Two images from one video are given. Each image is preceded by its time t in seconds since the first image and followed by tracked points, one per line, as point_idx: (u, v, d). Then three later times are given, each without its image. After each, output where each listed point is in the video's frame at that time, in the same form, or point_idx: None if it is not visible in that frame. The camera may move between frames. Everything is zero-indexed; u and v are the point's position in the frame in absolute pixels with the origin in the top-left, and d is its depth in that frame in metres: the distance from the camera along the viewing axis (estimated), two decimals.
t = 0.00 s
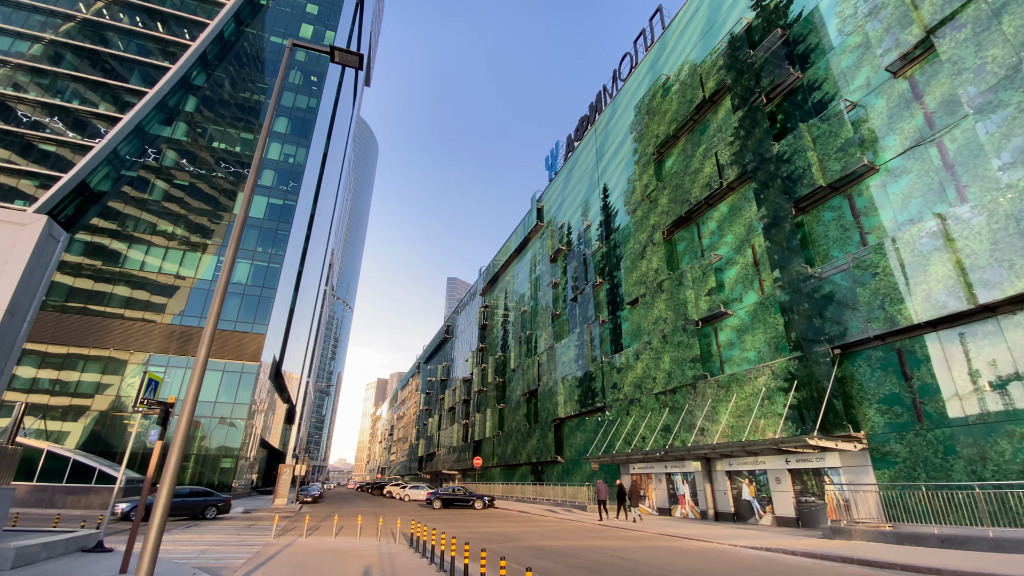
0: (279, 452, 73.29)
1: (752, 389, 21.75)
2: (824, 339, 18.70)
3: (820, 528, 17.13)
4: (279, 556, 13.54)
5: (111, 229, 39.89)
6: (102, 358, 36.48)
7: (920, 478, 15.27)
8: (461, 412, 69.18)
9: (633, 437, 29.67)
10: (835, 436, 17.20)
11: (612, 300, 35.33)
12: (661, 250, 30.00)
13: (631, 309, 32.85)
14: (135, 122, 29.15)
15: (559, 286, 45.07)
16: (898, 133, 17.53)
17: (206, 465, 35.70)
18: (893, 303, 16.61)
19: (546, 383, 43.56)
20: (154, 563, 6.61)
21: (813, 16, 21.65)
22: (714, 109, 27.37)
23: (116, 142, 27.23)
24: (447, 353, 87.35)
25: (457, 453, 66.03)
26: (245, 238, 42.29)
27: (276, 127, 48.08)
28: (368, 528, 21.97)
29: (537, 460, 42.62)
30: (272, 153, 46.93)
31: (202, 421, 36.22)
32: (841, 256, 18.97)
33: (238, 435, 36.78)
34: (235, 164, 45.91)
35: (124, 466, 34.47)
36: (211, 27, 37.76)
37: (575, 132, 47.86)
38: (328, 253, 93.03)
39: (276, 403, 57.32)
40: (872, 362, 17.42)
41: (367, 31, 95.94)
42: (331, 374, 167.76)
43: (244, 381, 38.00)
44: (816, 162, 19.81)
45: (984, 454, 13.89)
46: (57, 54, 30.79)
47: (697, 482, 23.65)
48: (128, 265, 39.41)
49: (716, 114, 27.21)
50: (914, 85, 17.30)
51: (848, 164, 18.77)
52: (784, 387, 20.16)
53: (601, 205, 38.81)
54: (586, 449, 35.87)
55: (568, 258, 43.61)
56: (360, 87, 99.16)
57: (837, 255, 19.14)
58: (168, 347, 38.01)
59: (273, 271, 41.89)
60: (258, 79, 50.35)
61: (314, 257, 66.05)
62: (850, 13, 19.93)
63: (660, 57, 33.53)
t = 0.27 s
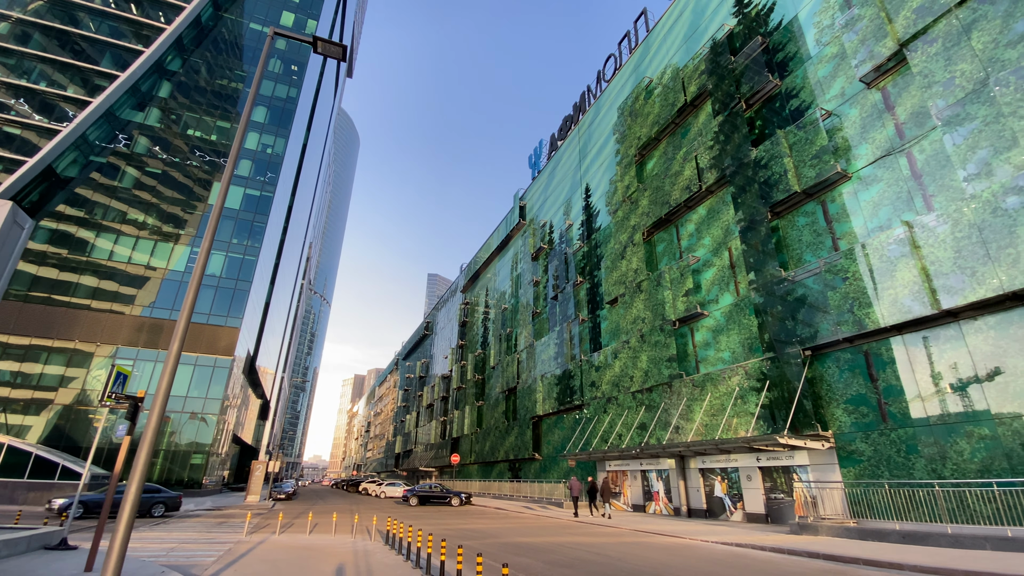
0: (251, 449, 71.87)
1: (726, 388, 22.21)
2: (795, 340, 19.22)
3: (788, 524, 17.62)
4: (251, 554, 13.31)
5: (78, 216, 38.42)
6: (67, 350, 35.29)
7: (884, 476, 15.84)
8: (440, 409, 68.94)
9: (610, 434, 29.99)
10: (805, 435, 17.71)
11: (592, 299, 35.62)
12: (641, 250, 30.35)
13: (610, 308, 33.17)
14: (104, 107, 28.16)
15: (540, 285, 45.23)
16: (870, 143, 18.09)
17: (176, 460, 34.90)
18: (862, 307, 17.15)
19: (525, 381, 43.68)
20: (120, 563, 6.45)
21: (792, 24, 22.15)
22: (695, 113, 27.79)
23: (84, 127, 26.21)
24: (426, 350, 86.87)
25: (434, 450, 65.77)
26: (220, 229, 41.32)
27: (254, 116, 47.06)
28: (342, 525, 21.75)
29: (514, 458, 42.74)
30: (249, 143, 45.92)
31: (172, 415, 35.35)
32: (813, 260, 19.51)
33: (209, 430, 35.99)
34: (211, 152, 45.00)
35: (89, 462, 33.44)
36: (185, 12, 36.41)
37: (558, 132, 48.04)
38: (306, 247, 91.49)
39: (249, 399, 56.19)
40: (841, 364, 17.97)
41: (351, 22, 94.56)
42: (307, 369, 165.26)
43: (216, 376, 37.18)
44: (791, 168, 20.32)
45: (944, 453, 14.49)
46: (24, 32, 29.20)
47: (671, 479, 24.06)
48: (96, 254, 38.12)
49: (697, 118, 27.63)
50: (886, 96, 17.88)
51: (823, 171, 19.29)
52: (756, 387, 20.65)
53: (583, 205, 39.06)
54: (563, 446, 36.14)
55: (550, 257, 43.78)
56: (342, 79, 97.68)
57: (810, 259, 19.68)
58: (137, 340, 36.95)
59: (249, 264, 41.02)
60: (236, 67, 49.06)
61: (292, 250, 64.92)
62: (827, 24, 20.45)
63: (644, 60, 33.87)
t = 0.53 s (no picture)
0: (223, 445, 70.35)
1: (700, 387, 22.64)
2: (768, 341, 19.70)
3: (757, 520, 18.10)
4: (221, 552, 13.06)
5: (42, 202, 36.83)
6: (29, 342, 34.10)
7: (849, 474, 16.38)
8: (417, 405, 68.60)
9: (587, 432, 30.26)
10: (775, 434, 18.20)
11: (572, 298, 35.90)
12: (621, 251, 30.67)
13: (590, 307, 33.45)
14: (73, 89, 27.15)
15: (521, 283, 45.34)
16: (843, 151, 18.62)
17: (143, 457, 34.01)
18: (832, 310, 17.67)
19: (505, 379, 43.73)
20: (84, 562, 6.29)
21: (772, 33, 22.62)
22: (677, 116, 28.17)
23: (50, 111, 25.16)
24: (405, 347, 86.25)
25: (411, 447, 65.42)
26: (194, 219, 40.28)
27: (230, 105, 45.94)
28: (316, 522, 21.53)
29: (492, 455, 42.82)
30: (225, 132, 44.84)
31: (140, 410, 34.40)
32: (787, 263, 20.01)
33: (179, 426, 35.12)
34: (185, 139, 43.90)
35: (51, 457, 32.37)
36: None
37: (542, 130, 48.16)
38: (284, 240, 89.84)
39: (221, 394, 54.98)
40: (810, 365, 18.50)
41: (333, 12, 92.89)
42: (282, 364, 162.44)
43: (187, 370, 36.30)
44: (768, 174, 20.80)
45: (906, 453, 15.05)
46: None
47: (646, 476, 24.44)
48: (61, 243, 36.79)
49: (678, 121, 28.04)
50: (859, 106, 18.44)
51: (797, 177, 19.81)
52: (730, 387, 21.10)
53: (565, 204, 39.28)
54: (540, 444, 36.37)
55: (531, 255, 43.90)
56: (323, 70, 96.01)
57: (784, 262, 20.18)
58: (104, 332, 35.85)
59: (224, 256, 40.10)
60: (213, 53, 47.79)
61: (269, 242, 63.68)
62: (805, 33, 20.95)
63: (627, 62, 34.15)
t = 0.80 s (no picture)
0: (193, 441, 68.68)
1: (675, 386, 23.03)
2: (741, 342, 20.13)
3: (728, 516, 18.52)
4: (189, 550, 12.77)
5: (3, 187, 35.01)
6: None
7: (815, 471, 16.87)
8: (395, 402, 68.08)
9: (564, 430, 30.47)
10: (746, 432, 18.63)
11: (552, 296, 36.07)
12: (601, 251, 30.93)
13: (569, 306, 33.66)
14: (40, 70, 26.00)
15: (501, 280, 45.34)
16: (817, 158, 19.13)
17: (108, 453, 33.01)
18: (803, 312, 18.16)
19: (483, 376, 43.67)
20: (43, 561, 6.09)
21: (752, 40, 23.07)
22: (658, 119, 28.53)
23: (16, 92, 23.92)
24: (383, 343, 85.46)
25: (388, 444, 64.91)
26: (166, 209, 39.18)
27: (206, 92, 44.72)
28: (289, 519, 21.17)
29: (469, 452, 42.79)
30: (200, 120, 43.67)
31: (105, 405, 33.36)
32: (761, 266, 20.48)
33: (147, 421, 34.12)
34: (157, 126, 42.73)
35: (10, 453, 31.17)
36: None
37: (525, 129, 48.19)
38: (260, 232, 87.95)
39: (192, 389, 53.62)
40: (781, 366, 18.98)
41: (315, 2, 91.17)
42: (256, 359, 159.24)
43: (156, 364, 35.29)
44: (745, 178, 21.24)
45: (870, 451, 15.57)
46: None
47: (621, 474, 24.76)
48: (24, 230, 35.37)
49: (659, 124, 28.39)
50: (833, 115, 18.97)
51: (773, 182, 20.27)
52: (704, 386, 21.50)
53: (546, 203, 39.41)
54: (517, 441, 36.51)
55: (512, 253, 43.95)
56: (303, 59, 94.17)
57: (758, 265, 20.66)
58: (68, 324, 34.69)
59: (197, 247, 39.10)
60: (189, 37, 46.40)
61: (244, 234, 62.28)
62: (784, 42, 21.42)
63: (611, 63, 34.40)
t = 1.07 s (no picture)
0: (161, 437, 66.88)
1: (651, 385, 23.37)
2: (715, 343, 20.53)
3: (699, 513, 18.92)
4: (154, 548, 12.40)
5: None
6: None
7: (784, 469, 17.35)
8: (372, 399, 67.43)
9: (542, 428, 30.64)
10: (718, 431, 19.03)
11: (532, 295, 36.19)
12: (581, 250, 31.15)
13: (549, 305, 33.81)
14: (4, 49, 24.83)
15: (482, 278, 45.28)
16: (791, 164, 19.62)
17: (71, 449, 31.95)
18: (775, 314, 18.62)
19: (462, 373, 43.53)
20: None
21: (732, 46, 23.50)
22: (640, 121, 28.86)
23: None
24: (361, 339, 84.49)
25: (364, 441, 64.27)
26: (136, 197, 37.97)
27: (180, 78, 43.39)
28: (261, 517, 20.82)
29: (446, 450, 42.68)
30: (174, 106, 42.40)
31: (68, 399, 32.24)
32: (736, 269, 20.93)
33: (113, 417, 33.08)
34: (128, 111, 40.43)
35: None
36: None
37: (508, 126, 48.16)
38: (235, 224, 85.94)
39: (161, 383, 52.17)
40: (753, 366, 19.43)
41: None
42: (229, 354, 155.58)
43: (123, 357, 34.19)
44: (722, 182, 21.65)
45: (836, 450, 16.08)
46: None
47: (596, 471, 25.03)
48: None
49: (640, 126, 28.71)
50: (808, 123, 19.48)
51: (749, 187, 20.70)
52: (679, 385, 21.88)
53: (528, 201, 39.49)
54: (495, 439, 36.56)
55: (493, 251, 43.92)
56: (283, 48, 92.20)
57: (733, 267, 21.10)
58: (30, 314, 33.51)
59: (169, 238, 38.01)
60: (164, 20, 44.58)
61: (218, 225, 60.81)
62: (762, 49, 21.88)
63: (595, 64, 34.61)
